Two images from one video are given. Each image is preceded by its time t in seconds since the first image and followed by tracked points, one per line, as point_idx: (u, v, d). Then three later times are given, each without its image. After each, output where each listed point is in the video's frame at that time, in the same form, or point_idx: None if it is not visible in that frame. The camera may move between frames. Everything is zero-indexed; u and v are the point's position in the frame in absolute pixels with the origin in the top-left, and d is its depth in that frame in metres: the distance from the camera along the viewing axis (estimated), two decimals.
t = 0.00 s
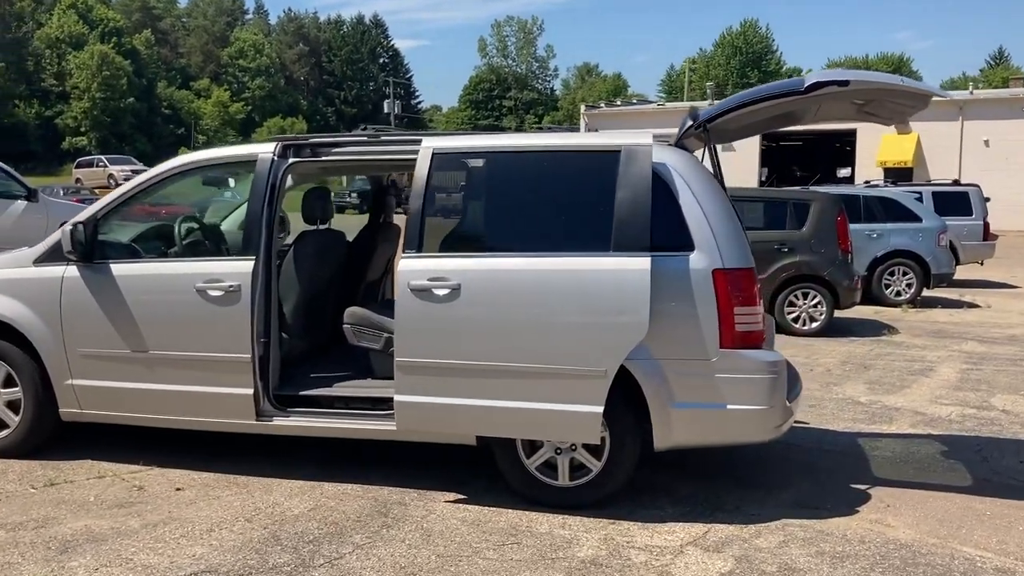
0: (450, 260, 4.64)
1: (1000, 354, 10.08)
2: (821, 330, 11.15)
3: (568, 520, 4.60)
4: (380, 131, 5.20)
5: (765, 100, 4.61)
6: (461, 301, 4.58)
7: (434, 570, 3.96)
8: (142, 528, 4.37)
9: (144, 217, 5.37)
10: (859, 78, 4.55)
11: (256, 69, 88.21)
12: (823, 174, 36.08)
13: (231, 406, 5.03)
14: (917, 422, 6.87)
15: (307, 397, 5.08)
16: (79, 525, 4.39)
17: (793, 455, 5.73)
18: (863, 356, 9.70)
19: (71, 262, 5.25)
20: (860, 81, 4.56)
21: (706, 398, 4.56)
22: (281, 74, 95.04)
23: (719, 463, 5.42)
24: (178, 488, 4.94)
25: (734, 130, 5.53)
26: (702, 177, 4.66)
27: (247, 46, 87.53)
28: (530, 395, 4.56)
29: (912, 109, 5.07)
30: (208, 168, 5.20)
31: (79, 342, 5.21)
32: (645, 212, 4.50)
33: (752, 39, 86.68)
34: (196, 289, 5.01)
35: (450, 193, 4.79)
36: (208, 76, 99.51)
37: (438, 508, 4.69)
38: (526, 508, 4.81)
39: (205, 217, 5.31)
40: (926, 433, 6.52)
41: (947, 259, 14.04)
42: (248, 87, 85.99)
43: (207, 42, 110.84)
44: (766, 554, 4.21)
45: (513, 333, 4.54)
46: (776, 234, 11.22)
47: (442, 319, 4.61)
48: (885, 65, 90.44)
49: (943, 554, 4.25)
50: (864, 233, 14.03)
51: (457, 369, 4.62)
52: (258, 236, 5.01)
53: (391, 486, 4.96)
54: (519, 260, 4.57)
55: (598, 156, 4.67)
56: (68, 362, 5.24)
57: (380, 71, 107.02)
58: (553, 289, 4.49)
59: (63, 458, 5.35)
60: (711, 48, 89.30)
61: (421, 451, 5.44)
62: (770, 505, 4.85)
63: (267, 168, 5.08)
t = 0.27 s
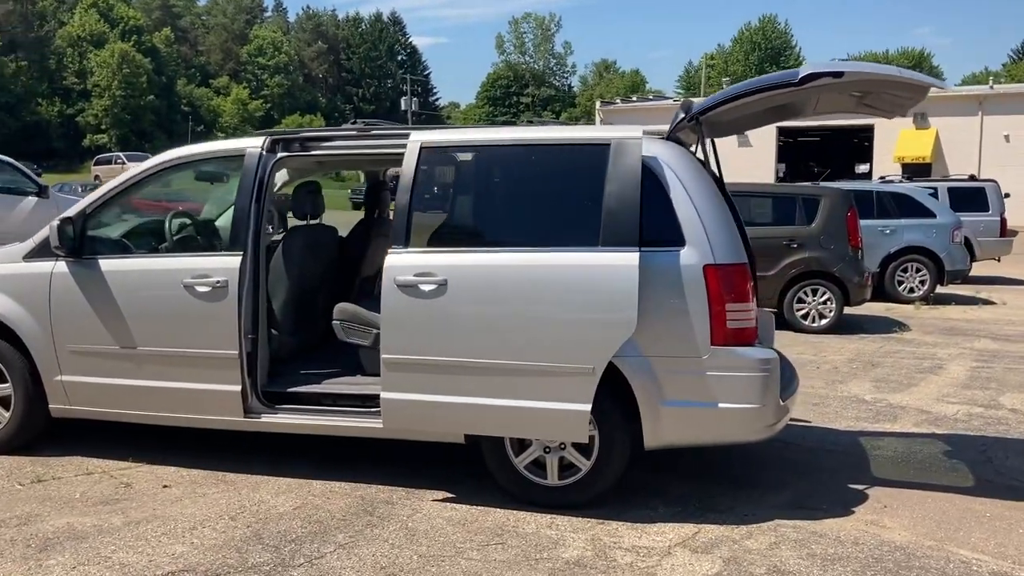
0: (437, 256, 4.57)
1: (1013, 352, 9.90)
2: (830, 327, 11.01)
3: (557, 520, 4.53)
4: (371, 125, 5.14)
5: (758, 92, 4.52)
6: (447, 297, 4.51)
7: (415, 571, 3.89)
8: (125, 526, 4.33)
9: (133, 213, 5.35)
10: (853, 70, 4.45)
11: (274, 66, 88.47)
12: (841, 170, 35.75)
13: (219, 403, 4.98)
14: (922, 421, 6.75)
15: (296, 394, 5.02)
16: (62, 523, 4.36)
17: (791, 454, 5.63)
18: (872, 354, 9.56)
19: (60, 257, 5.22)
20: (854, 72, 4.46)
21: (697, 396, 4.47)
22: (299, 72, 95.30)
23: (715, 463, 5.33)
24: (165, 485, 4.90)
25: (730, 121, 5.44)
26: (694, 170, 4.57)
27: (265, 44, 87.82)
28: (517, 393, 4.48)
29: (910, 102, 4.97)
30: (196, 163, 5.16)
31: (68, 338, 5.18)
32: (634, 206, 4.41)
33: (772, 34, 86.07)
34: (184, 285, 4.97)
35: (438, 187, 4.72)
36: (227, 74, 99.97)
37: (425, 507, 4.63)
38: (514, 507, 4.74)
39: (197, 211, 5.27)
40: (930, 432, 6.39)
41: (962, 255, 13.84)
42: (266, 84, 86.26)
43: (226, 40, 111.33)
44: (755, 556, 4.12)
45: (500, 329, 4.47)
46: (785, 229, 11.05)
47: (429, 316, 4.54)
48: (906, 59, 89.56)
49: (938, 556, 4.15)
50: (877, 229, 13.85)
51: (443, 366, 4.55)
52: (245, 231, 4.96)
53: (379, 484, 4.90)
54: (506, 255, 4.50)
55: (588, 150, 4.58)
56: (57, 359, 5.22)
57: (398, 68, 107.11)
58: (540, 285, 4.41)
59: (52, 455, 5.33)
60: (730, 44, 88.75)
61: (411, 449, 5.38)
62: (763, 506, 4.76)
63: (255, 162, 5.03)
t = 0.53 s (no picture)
0: (418, 254, 4.50)
1: None
2: (839, 326, 10.85)
3: (540, 523, 4.46)
4: (357, 121, 5.06)
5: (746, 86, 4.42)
6: (428, 296, 4.44)
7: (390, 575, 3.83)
8: (103, 526, 4.29)
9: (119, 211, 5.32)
10: (843, 63, 4.34)
11: (293, 64, 88.70)
12: (859, 167, 35.39)
13: (202, 403, 4.94)
14: (925, 422, 6.61)
15: (280, 394, 4.97)
16: (40, 523, 4.33)
17: (786, 456, 5.52)
18: (880, 353, 9.40)
19: (46, 256, 5.20)
20: (844, 65, 4.35)
21: (683, 397, 4.38)
22: (318, 70, 95.51)
23: (707, 465, 5.23)
24: (148, 485, 4.87)
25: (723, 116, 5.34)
26: (680, 167, 4.48)
27: (284, 42, 88.10)
28: (499, 394, 4.41)
29: (906, 95, 4.85)
30: (181, 160, 5.12)
31: (53, 336, 5.15)
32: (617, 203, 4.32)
33: (792, 29, 85.37)
34: (167, 283, 4.93)
35: (420, 184, 4.64)
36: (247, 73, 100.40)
37: (407, 509, 4.56)
38: (499, 510, 4.67)
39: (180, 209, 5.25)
40: (932, 434, 6.26)
41: (977, 253, 13.59)
42: (285, 82, 86.51)
43: (246, 38, 111.81)
44: (740, 561, 4.02)
45: (482, 329, 4.39)
46: (795, 227, 10.87)
47: (410, 316, 4.47)
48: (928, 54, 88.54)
49: (928, 563, 4.04)
50: (890, 226, 13.64)
51: (425, 367, 4.48)
52: (229, 229, 4.91)
53: (363, 486, 4.84)
54: (489, 254, 4.43)
55: (573, 146, 4.50)
56: (43, 357, 5.20)
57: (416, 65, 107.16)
58: (522, 284, 4.34)
59: (39, 454, 5.31)
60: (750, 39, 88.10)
61: (398, 450, 5.32)
62: (752, 509, 4.66)
63: (239, 160, 4.99)
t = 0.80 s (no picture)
0: (407, 254, 4.43)
1: None
2: (853, 325, 10.69)
3: (530, 527, 4.38)
4: (350, 119, 5.00)
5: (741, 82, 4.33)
6: (417, 296, 4.38)
7: None
8: (89, 528, 4.26)
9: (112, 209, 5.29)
10: (840, 58, 4.24)
11: (315, 62, 88.96)
12: (881, 163, 34.99)
13: (193, 403, 4.90)
14: (934, 424, 6.46)
15: (272, 394, 4.93)
16: (26, 524, 4.30)
17: (788, 459, 5.41)
18: (893, 353, 9.24)
19: (39, 255, 5.18)
20: (842, 60, 4.24)
21: (677, 400, 4.29)
22: (340, 67, 95.77)
23: (705, 468, 5.13)
24: (138, 486, 4.83)
25: (724, 112, 5.24)
26: (675, 164, 4.39)
27: (306, 40, 88.44)
28: (488, 395, 4.33)
29: (909, 91, 4.73)
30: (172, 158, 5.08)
31: (46, 335, 5.13)
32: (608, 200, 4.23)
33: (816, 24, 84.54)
34: (158, 283, 4.89)
35: (411, 182, 4.57)
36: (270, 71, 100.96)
37: (396, 512, 4.50)
38: (490, 513, 4.59)
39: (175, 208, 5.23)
40: (941, 436, 6.12)
41: (998, 251, 13.32)
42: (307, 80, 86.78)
43: (268, 36, 112.35)
44: (731, 568, 3.93)
45: (471, 330, 4.32)
46: (808, 224, 10.71)
47: (399, 316, 4.41)
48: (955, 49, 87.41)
49: (926, 571, 3.92)
50: (908, 224, 13.47)
51: (414, 368, 4.42)
52: (219, 228, 4.87)
53: (353, 488, 4.78)
54: (478, 253, 4.35)
55: (565, 143, 4.41)
56: (37, 356, 5.18)
57: (438, 62, 107.23)
58: (512, 284, 4.26)
59: (33, 454, 5.30)
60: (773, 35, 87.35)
61: (392, 452, 5.26)
62: (749, 514, 4.56)
63: (230, 158, 4.94)
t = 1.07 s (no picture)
0: (400, 249, 4.32)
1: None
2: (872, 323, 10.47)
3: (525, 530, 4.26)
4: (346, 112, 4.88)
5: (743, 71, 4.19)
6: (409, 293, 4.26)
7: None
8: (75, 528, 4.19)
9: (108, 205, 5.22)
10: (845, 46, 4.09)
11: (339, 60, 89.15)
12: (907, 159, 34.49)
13: (186, 402, 4.82)
14: (951, 426, 6.27)
15: (265, 393, 4.84)
16: (13, 524, 4.23)
17: (795, 462, 5.25)
18: (912, 352, 9.03)
19: (33, 251, 5.12)
20: (847, 48, 4.09)
21: (675, 400, 4.15)
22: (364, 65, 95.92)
23: (709, 471, 4.99)
24: (130, 485, 4.77)
25: (728, 103, 5.12)
26: (675, 157, 4.25)
27: (330, 37, 88.65)
28: (482, 396, 4.22)
29: (920, 81, 4.56)
30: (166, 153, 5.00)
31: (40, 332, 5.08)
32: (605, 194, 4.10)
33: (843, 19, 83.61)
34: (151, 280, 4.82)
35: (404, 176, 4.45)
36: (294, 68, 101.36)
37: (388, 514, 4.40)
38: (484, 515, 4.48)
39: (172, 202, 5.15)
40: (957, 438, 5.92)
41: None
42: (330, 78, 86.98)
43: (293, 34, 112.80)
44: None
45: (464, 328, 4.21)
46: (826, 220, 10.50)
47: (391, 313, 4.30)
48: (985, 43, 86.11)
49: None
50: (931, 219, 13.13)
51: (407, 366, 4.31)
52: (213, 224, 4.79)
53: (346, 489, 4.69)
54: (471, 249, 4.23)
55: (563, 135, 4.28)
56: (31, 354, 5.12)
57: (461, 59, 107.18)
58: (506, 281, 4.14)
59: (28, 452, 5.24)
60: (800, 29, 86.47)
61: (388, 453, 5.16)
62: (751, 518, 4.41)
63: (223, 153, 4.85)
